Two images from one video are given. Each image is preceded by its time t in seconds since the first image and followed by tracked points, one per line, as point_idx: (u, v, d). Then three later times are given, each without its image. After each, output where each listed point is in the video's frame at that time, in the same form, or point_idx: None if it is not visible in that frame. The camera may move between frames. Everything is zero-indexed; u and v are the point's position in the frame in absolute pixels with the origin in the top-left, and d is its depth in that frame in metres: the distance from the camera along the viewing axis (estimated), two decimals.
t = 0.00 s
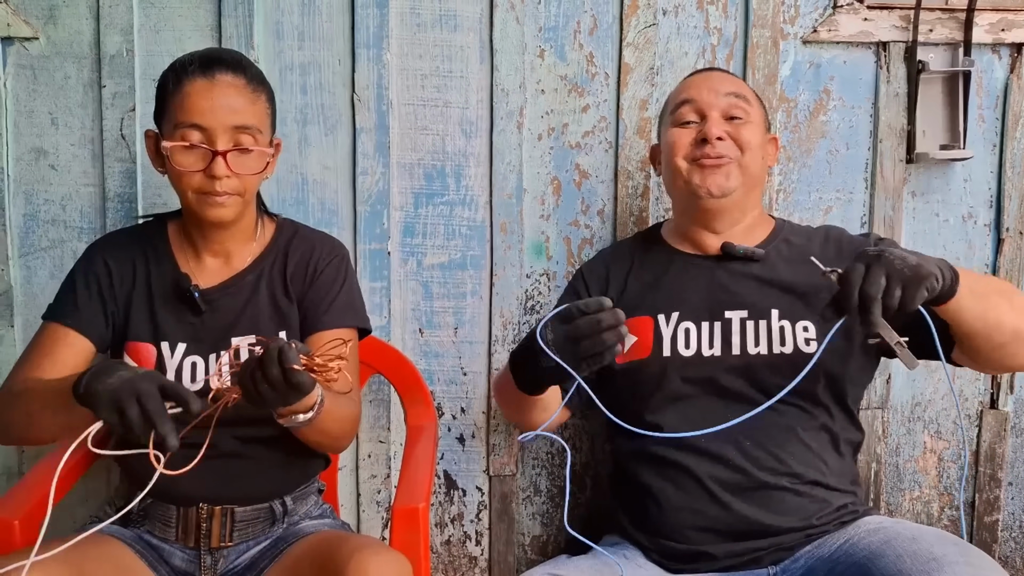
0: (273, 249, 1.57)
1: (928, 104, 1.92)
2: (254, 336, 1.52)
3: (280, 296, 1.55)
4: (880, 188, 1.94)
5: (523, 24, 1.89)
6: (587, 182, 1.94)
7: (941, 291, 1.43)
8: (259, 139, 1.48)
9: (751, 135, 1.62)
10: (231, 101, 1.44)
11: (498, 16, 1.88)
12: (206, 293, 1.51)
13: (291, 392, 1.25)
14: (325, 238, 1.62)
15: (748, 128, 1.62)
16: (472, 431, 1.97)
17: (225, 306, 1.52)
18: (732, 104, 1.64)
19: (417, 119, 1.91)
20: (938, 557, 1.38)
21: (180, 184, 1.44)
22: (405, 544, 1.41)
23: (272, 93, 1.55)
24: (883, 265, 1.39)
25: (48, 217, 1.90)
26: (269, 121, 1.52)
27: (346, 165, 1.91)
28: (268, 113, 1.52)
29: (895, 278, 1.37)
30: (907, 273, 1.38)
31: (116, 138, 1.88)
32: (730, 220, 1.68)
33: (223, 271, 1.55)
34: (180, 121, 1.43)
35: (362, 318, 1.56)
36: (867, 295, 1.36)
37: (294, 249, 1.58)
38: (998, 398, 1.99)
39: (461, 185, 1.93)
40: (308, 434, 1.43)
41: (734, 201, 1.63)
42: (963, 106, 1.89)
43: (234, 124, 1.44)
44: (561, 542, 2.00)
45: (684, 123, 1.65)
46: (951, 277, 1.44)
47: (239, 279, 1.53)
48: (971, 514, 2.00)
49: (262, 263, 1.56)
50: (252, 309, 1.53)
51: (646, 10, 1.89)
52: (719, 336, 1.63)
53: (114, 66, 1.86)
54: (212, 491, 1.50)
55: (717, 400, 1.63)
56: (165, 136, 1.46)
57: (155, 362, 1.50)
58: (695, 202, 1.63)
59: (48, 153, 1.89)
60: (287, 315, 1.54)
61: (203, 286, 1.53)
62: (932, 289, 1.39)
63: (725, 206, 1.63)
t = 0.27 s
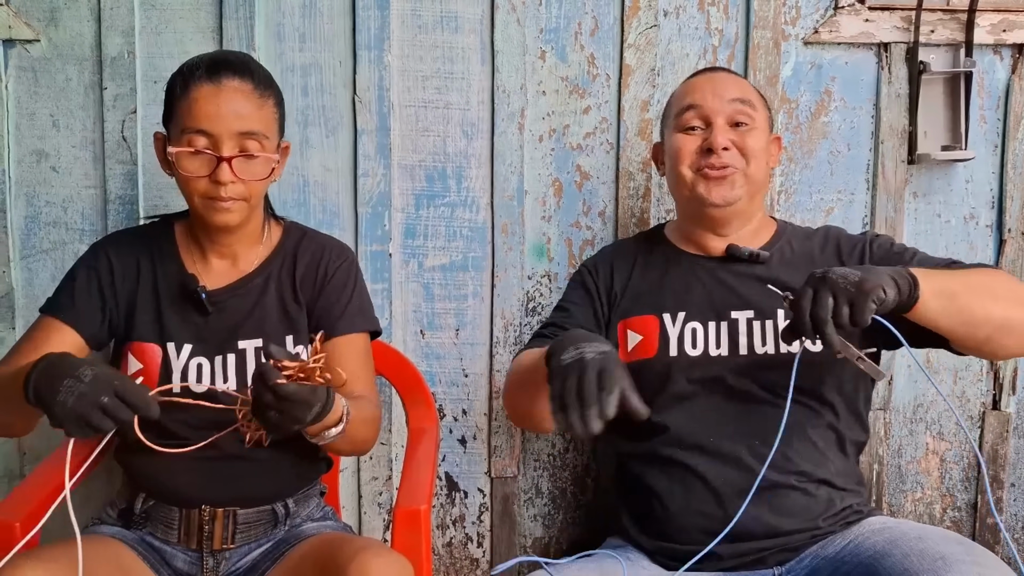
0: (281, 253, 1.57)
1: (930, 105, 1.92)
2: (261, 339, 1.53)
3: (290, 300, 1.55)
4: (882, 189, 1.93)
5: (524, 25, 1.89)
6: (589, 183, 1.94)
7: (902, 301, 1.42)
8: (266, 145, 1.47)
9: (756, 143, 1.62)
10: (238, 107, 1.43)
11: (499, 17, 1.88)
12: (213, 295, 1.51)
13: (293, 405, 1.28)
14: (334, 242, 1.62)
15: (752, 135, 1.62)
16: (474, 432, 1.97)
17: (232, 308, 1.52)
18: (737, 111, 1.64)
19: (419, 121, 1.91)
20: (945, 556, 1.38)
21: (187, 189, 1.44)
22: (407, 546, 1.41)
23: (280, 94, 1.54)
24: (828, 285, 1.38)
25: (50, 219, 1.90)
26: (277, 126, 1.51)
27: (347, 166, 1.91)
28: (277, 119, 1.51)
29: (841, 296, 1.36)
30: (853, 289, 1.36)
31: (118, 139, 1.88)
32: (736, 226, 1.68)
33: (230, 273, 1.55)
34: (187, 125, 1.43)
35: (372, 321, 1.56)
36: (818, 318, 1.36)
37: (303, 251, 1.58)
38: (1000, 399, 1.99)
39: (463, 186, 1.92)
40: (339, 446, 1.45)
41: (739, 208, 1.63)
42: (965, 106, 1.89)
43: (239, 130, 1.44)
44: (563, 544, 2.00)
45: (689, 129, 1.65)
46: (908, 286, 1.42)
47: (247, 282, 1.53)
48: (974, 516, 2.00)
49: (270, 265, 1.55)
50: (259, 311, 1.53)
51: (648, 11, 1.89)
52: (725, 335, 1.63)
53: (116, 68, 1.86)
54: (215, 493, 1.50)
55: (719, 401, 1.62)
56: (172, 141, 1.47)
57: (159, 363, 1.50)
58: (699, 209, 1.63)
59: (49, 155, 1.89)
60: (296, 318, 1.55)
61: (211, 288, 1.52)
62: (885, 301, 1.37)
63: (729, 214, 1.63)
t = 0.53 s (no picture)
0: (282, 256, 1.56)
1: (932, 107, 1.92)
2: (261, 342, 1.52)
3: (291, 303, 1.54)
4: (883, 190, 1.93)
5: (524, 26, 1.89)
6: (589, 184, 1.93)
7: (881, 270, 1.42)
8: (262, 148, 1.47)
9: (762, 153, 1.61)
10: (233, 109, 1.43)
11: (500, 18, 1.88)
12: (213, 297, 1.50)
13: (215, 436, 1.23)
14: (334, 244, 1.62)
15: (758, 145, 1.61)
16: (474, 434, 1.97)
17: (231, 311, 1.51)
18: (744, 121, 1.61)
19: (419, 122, 1.91)
20: (945, 558, 1.37)
21: (184, 191, 1.45)
22: (407, 547, 1.40)
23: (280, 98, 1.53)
24: (808, 234, 1.39)
25: (49, 221, 1.90)
26: (274, 129, 1.50)
27: (347, 168, 1.91)
28: (275, 121, 1.50)
29: (818, 245, 1.37)
30: (831, 241, 1.37)
31: (117, 141, 1.87)
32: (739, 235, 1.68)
33: (231, 275, 1.55)
34: (182, 128, 1.43)
35: (373, 324, 1.56)
36: (790, 264, 1.37)
37: (304, 254, 1.58)
38: (1001, 400, 1.98)
39: (463, 188, 1.92)
40: (321, 454, 1.43)
41: (743, 219, 1.63)
42: (966, 108, 1.89)
43: (234, 133, 1.43)
44: (563, 546, 1.99)
45: (695, 138, 1.63)
46: (890, 258, 1.42)
47: (246, 284, 1.53)
48: (975, 517, 1.99)
49: (270, 268, 1.55)
50: (258, 313, 1.52)
51: (648, 11, 1.89)
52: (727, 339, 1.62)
53: (115, 69, 1.86)
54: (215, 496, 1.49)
55: (720, 402, 1.62)
56: (170, 144, 1.46)
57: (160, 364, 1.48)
58: (704, 220, 1.63)
59: (49, 157, 1.89)
60: (296, 321, 1.53)
61: (211, 290, 1.52)
62: (861, 260, 1.37)
63: (734, 225, 1.63)
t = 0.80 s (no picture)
0: (281, 256, 1.56)
1: (937, 109, 1.92)
2: (261, 343, 1.52)
3: (289, 304, 1.54)
4: (886, 191, 1.93)
5: (527, 27, 1.89)
6: (592, 185, 1.93)
7: (869, 278, 1.43)
8: (252, 150, 1.46)
9: (767, 142, 1.61)
10: (222, 111, 1.43)
11: (502, 19, 1.88)
12: (212, 299, 1.50)
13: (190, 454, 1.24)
14: (333, 244, 1.61)
15: (763, 135, 1.62)
16: (477, 435, 1.96)
17: (231, 313, 1.51)
18: (748, 111, 1.62)
19: (421, 123, 1.91)
20: (950, 557, 1.38)
21: (175, 195, 1.45)
22: (410, 549, 1.40)
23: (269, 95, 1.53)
24: (795, 234, 1.40)
25: (53, 222, 1.90)
26: (266, 129, 1.50)
27: (350, 169, 1.91)
28: (268, 122, 1.50)
29: (803, 246, 1.38)
30: (818, 243, 1.38)
31: (121, 142, 1.88)
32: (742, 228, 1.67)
33: (229, 276, 1.55)
34: (171, 132, 1.43)
35: (372, 324, 1.56)
36: (773, 261, 1.38)
37: (303, 254, 1.58)
38: (1005, 401, 1.98)
39: (465, 189, 1.92)
40: (309, 466, 1.42)
41: (747, 209, 1.62)
42: (969, 108, 1.89)
43: (223, 135, 1.43)
44: (567, 547, 1.99)
45: (700, 127, 1.63)
46: (880, 264, 1.44)
47: (245, 286, 1.53)
48: (979, 518, 1.99)
49: (270, 269, 1.55)
50: (258, 316, 1.52)
51: (651, 12, 1.89)
52: (728, 338, 1.63)
53: (118, 71, 1.86)
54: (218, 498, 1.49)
55: (723, 403, 1.62)
56: (161, 147, 1.46)
57: (161, 369, 1.50)
58: (710, 208, 1.61)
59: (52, 158, 1.89)
60: (296, 322, 1.53)
61: (210, 292, 1.52)
62: (846, 266, 1.38)
63: (739, 215, 1.62)
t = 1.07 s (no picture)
0: (281, 257, 1.57)
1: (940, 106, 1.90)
2: (263, 345, 1.52)
3: (291, 306, 1.55)
4: (892, 191, 1.93)
5: (532, 28, 1.89)
6: (597, 185, 1.94)
7: (864, 246, 1.43)
8: (246, 145, 1.47)
9: (765, 139, 1.61)
10: (216, 106, 1.43)
11: (507, 20, 1.88)
12: (212, 301, 1.51)
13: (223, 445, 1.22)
14: (334, 244, 1.62)
15: (761, 132, 1.61)
16: (484, 435, 1.97)
17: (231, 315, 1.52)
18: (745, 109, 1.63)
19: (427, 124, 1.91)
20: (957, 556, 1.37)
21: (171, 190, 1.46)
22: (418, 549, 1.41)
23: (269, 95, 1.54)
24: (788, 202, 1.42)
25: (61, 224, 1.91)
26: (262, 127, 1.51)
27: (356, 170, 1.92)
28: (263, 119, 1.51)
29: (797, 209, 1.39)
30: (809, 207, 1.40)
31: (128, 144, 1.88)
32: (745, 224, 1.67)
33: (229, 279, 1.56)
34: (166, 127, 1.44)
35: (372, 326, 1.56)
36: (772, 226, 1.38)
37: (304, 255, 1.59)
38: (1012, 400, 1.97)
39: (471, 189, 1.93)
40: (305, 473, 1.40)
41: (748, 204, 1.62)
42: (976, 107, 1.88)
43: (215, 129, 1.43)
44: (573, 547, 2.00)
45: (697, 128, 1.64)
46: (878, 236, 1.44)
47: (245, 288, 1.53)
48: (986, 518, 1.99)
49: (269, 270, 1.55)
50: (259, 317, 1.53)
51: (656, 13, 1.89)
52: (734, 337, 1.63)
53: (125, 73, 1.87)
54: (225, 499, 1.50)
55: (730, 403, 1.62)
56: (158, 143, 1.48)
57: (163, 372, 1.50)
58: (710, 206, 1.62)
59: (60, 160, 1.90)
60: (296, 323, 1.54)
61: (211, 294, 1.53)
62: (839, 225, 1.39)
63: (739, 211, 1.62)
